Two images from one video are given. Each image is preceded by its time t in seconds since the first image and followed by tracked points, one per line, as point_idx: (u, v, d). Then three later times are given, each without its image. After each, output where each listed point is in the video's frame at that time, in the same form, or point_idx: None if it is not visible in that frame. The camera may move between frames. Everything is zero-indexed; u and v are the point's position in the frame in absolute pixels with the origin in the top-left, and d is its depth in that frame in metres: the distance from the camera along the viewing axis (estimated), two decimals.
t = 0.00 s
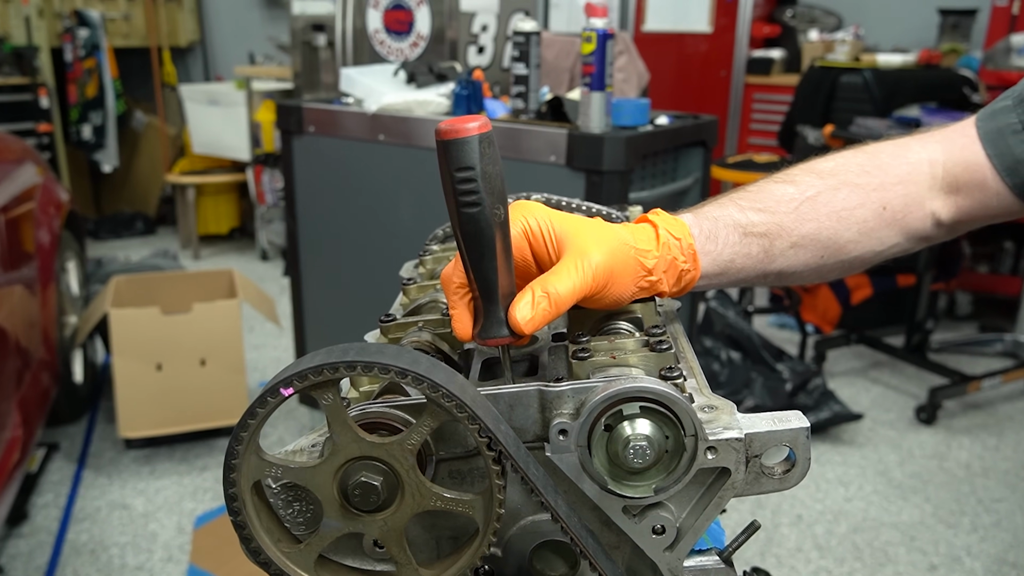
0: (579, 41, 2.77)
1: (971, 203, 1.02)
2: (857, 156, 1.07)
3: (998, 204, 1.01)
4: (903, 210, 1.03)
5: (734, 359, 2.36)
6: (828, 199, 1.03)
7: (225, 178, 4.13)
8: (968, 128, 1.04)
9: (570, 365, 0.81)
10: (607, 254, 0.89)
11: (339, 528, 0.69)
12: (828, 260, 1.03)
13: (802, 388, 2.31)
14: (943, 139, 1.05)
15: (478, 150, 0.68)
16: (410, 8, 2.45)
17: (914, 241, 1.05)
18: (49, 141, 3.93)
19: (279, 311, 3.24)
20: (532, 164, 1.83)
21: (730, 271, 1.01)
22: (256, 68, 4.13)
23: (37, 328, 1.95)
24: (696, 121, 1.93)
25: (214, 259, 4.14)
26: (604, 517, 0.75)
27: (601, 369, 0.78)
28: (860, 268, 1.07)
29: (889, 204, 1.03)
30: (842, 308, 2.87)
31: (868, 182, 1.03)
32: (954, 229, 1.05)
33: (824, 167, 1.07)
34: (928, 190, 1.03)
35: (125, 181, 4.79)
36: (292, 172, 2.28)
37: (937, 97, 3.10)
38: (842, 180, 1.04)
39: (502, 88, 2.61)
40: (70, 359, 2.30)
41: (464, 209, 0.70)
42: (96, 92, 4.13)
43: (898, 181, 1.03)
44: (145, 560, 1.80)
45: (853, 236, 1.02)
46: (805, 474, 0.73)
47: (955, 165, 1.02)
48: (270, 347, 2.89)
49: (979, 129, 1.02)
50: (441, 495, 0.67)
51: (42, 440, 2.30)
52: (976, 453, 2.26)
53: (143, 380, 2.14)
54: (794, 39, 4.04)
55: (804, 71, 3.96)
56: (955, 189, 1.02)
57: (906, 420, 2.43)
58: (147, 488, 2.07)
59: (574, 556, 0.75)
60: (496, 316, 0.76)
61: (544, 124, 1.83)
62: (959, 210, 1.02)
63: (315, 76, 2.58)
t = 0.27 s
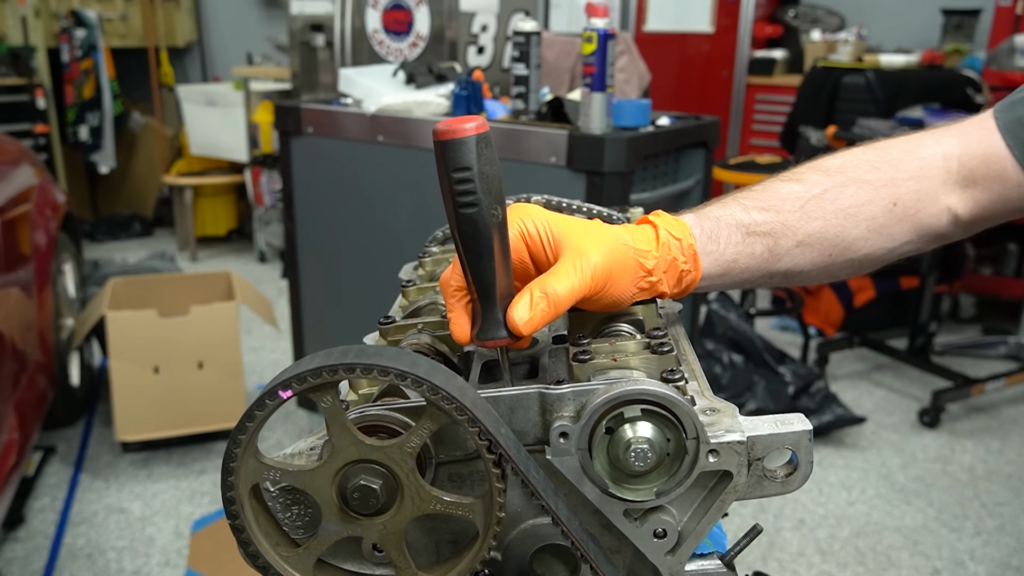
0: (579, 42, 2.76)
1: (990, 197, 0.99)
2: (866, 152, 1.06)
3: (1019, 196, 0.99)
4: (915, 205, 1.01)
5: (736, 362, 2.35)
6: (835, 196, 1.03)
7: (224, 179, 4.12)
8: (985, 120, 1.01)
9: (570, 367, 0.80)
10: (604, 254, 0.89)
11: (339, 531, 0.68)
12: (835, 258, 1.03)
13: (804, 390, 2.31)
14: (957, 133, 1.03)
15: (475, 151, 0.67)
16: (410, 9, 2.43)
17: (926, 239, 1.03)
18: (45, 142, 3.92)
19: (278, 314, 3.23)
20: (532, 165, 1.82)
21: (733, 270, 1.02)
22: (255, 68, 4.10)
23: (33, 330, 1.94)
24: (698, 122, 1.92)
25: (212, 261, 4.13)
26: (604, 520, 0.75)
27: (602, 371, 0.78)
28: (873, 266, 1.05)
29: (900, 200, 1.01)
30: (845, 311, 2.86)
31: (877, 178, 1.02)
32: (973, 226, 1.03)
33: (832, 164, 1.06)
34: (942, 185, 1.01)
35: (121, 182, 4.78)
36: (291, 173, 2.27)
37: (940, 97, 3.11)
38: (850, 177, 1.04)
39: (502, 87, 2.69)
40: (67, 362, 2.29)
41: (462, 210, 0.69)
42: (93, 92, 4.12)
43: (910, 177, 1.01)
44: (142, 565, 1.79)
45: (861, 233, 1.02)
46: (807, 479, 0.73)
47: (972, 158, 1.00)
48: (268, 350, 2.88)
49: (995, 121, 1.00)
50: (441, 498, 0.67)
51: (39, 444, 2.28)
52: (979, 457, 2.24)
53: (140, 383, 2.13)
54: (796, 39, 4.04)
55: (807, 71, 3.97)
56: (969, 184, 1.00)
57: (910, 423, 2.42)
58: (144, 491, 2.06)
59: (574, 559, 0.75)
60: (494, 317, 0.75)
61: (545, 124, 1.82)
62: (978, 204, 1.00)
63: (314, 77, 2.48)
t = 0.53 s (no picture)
0: (580, 42, 2.75)
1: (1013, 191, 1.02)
2: (883, 147, 1.07)
3: None
4: (932, 201, 1.03)
5: (738, 364, 2.33)
6: (847, 193, 1.03)
7: (221, 180, 4.11)
8: (1014, 112, 1.03)
9: (570, 371, 0.79)
10: (605, 256, 0.88)
11: (337, 536, 0.67)
12: (846, 256, 1.04)
13: (806, 394, 2.29)
14: (984, 125, 1.05)
15: (476, 151, 0.66)
16: (409, 9, 2.42)
17: (943, 234, 1.05)
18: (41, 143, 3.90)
19: (276, 316, 3.22)
20: (532, 166, 1.81)
21: (736, 272, 1.02)
22: (252, 69, 4.07)
23: (29, 332, 1.93)
24: (699, 123, 1.90)
25: (209, 263, 4.11)
26: (604, 525, 0.74)
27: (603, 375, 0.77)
28: (884, 263, 1.07)
29: (916, 196, 1.02)
30: (848, 312, 2.87)
31: (893, 174, 1.03)
32: (992, 221, 1.05)
33: (845, 160, 1.07)
34: (964, 179, 1.03)
35: (118, 182, 4.76)
36: (289, 174, 2.26)
37: (944, 98, 3.09)
38: (863, 174, 1.04)
39: (502, 88, 2.66)
40: (63, 365, 2.28)
41: (462, 211, 0.68)
42: (89, 93, 4.10)
43: (929, 172, 1.03)
44: (140, 570, 1.77)
45: (873, 231, 1.03)
46: (810, 483, 0.72)
47: (999, 151, 1.02)
48: (266, 353, 2.86)
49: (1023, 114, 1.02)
50: (440, 503, 0.66)
51: (35, 447, 2.27)
52: (983, 460, 2.23)
53: (136, 385, 2.12)
54: (799, 39, 4.03)
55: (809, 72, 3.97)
56: (993, 178, 1.03)
57: (913, 426, 2.41)
58: (141, 496, 2.05)
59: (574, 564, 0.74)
60: (495, 319, 0.74)
61: (545, 125, 1.81)
62: (998, 199, 1.03)
63: (312, 77, 2.46)
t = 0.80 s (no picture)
0: (580, 42, 2.74)
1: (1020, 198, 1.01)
2: (890, 151, 1.06)
3: None
4: (937, 207, 1.02)
5: (739, 367, 2.32)
6: (851, 198, 1.02)
7: (218, 181, 4.10)
8: None
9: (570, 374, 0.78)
10: (610, 259, 0.87)
11: (335, 540, 0.66)
12: (850, 262, 1.03)
13: (808, 397, 2.28)
14: (993, 130, 1.03)
15: (484, 152, 0.66)
16: (408, 9, 2.42)
17: (948, 241, 1.04)
18: (38, 144, 3.89)
19: (274, 319, 3.21)
20: (532, 167, 1.80)
21: (739, 275, 1.01)
22: (250, 69, 4.06)
23: (25, 335, 1.92)
24: (701, 123, 1.89)
25: (207, 265, 4.10)
26: (606, 530, 0.73)
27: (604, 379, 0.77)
28: (889, 268, 1.06)
29: (921, 202, 1.01)
30: (850, 315, 2.80)
31: (899, 179, 1.02)
32: (998, 227, 1.04)
33: (851, 164, 1.06)
34: (970, 185, 1.02)
35: (115, 183, 4.76)
36: (287, 175, 2.25)
37: (947, 99, 3.02)
38: (869, 178, 1.04)
39: (502, 87, 2.65)
40: (60, 368, 2.26)
41: (468, 211, 0.68)
42: (86, 94, 4.08)
43: (935, 177, 1.02)
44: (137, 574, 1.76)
45: (878, 236, 1.02)
46: (812, 487, 0.71)
47: (1008, 157, 1.01)
48: (264, 355, 2.85)
49: None
50: (439, 506, 0.64)
51: (31, 451, 2.26)
52: (987, 464, 2.22)
53: (133, 389, 2.11)
54: (801, 39, 4.03)
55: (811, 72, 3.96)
56: (1002, 185, 1.01)
57: (916, 429, 2.39)
58: (138, 499, 2.04)
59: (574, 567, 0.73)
60: (499, 322, 0.73)
61: (546, 126, 1.80)
62: (1004, 206, 1.01)
63: (310, 77, 2.39)
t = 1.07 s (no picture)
0: (580, 43, 2.73)
1: None
2: (893, 153, 1.05)
3: None
4: (940, 211, 1.00)
5: (741, 370, 2.31)
6: (853, 200, 1.02)
7: (216, 183, 4.08)
8: None
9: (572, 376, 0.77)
10: (607, 248, 0.87)
11: (326, 536, 0.69)
12: (852, 264, 1.02)
13: (811, 400, 2.27)
14: (996, 134, 1.02)
15: (470, 117, 0.67)
16: (407, 9, 2.41)
17: (952, 245, 1.02)
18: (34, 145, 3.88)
19: (272, 321, 3.20)
20: (532, 169, 1.79)
21: (740, 277, 1.00)
22: (248, 70, 4.06)
23: (21, 337, 1.91)
24: (702, 124, 1.88)
25: (204, 266, 4.09)
26: (607, 533, 0.73)
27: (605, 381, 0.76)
28: (892, 272, 1.04)
29: (924, 205, 1.00)
30: (854, 317, 2.81)
31: (902, 182, 1.01)
32: (1001, 231, 1.02)
33: (854, 167, 1.05)
34: (973, 190, 1.00)
35: (112, 185, 4.74)
36: (285, 176, 2.24)
37: (953, 99, 3.05)
38: (872, 181, 1.03)
39: (502, 88, 2.65)
40: (56, 370, 2.25)
41: (457, 177, 0.69)
42: (83, 94, 4.04)
43: (939, 181, 1.01)
44: None
45: (881, 239, 1.01)
46: (815, 490, 0.70)
47: (1011, 161, 0.99)
48: (263, 358, 2.84)
49: None
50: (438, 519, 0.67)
51: (27, 454, 2.25)
52: (991, 467, 2.21)
53: (130, 391, 2.09)
54: (804, 39, 4.03)
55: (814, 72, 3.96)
56: (1004, 190, 1.00)
57: (920, 433, 2.38)
58: (135, 503, 2.02)
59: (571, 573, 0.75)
60: (489, 291, 0.75)
61: (546, 127, 1.79)
62: (1008, 210, 1.00)
63: (309, 79, 2.36)
